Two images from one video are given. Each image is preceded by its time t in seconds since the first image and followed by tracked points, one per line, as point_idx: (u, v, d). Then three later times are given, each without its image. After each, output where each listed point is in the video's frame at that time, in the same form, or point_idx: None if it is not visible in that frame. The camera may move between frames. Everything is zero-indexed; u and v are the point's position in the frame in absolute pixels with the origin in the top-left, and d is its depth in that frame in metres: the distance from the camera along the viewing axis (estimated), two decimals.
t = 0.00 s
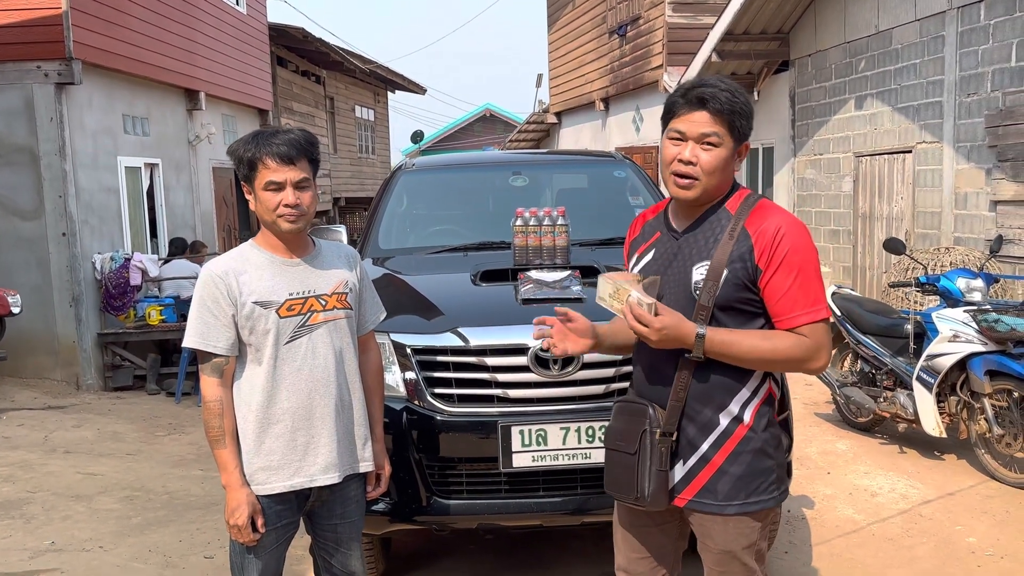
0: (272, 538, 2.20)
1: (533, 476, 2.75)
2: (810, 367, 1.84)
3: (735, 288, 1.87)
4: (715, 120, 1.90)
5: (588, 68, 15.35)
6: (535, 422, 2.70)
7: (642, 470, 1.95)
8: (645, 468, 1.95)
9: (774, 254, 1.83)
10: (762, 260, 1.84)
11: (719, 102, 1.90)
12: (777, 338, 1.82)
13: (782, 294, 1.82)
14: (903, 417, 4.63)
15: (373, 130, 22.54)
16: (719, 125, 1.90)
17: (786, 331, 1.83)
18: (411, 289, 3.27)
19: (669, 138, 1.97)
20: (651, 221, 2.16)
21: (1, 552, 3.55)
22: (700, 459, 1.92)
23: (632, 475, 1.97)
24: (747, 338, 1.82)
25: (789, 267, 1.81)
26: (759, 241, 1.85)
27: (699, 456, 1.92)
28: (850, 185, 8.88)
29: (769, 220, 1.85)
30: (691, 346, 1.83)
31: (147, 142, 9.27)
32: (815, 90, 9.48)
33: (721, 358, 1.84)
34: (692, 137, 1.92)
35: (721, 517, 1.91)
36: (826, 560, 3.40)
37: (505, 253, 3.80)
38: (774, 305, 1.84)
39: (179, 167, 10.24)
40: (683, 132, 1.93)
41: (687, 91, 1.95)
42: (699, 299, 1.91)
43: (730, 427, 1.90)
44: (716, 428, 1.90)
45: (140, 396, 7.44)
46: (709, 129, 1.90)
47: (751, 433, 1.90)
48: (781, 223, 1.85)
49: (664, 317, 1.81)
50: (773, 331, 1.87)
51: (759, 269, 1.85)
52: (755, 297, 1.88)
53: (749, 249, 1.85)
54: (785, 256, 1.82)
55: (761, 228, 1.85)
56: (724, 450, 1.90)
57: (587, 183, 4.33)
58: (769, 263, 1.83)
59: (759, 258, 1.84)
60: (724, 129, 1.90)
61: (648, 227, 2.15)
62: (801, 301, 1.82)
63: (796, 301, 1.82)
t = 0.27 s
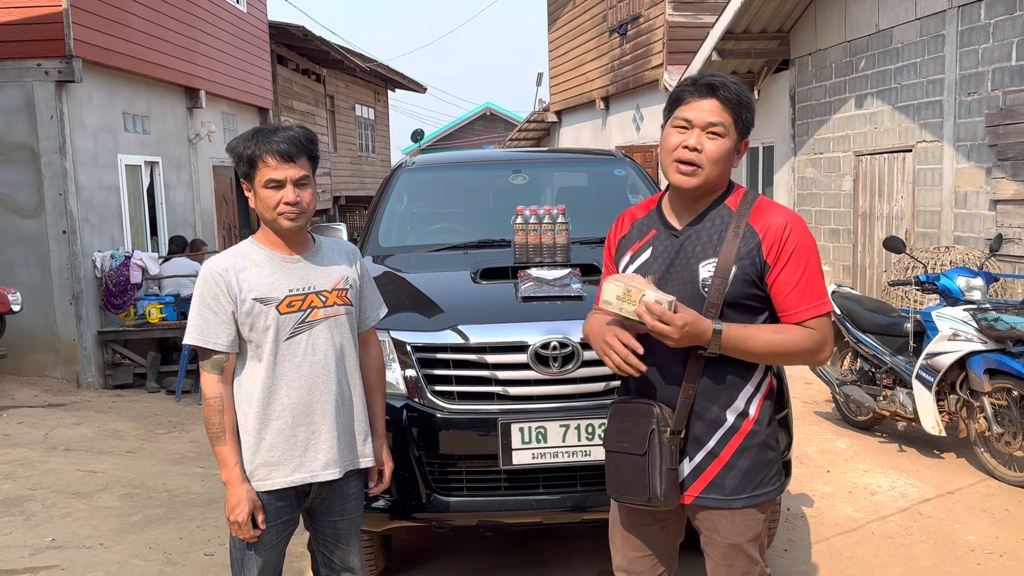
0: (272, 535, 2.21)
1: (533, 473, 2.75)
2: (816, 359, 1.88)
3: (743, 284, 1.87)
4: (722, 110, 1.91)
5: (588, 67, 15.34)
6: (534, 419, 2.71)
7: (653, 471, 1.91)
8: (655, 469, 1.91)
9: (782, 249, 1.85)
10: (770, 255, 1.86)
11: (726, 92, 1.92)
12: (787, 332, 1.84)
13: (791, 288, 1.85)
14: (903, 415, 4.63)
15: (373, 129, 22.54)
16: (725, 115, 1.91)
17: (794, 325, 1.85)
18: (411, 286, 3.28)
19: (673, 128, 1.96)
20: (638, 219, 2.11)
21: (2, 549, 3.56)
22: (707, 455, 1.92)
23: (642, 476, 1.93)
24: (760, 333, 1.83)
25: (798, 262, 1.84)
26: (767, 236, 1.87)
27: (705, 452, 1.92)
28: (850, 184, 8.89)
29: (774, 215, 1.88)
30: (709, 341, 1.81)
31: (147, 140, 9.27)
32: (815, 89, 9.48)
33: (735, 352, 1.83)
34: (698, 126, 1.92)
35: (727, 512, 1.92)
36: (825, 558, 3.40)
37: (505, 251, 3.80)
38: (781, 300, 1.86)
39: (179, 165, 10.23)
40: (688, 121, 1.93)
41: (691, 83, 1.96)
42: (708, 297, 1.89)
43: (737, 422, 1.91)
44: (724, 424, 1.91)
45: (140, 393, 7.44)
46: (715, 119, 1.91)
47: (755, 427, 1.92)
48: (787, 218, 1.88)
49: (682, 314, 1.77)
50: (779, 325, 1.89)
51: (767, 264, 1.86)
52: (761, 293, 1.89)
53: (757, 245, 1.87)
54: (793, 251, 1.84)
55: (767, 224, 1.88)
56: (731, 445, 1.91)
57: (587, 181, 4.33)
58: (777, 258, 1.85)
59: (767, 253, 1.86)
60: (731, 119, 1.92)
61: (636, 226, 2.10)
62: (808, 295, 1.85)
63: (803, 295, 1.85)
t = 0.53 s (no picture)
0: (274, 531, 2.20)
1: (534, 471, 2.75)
2: (815, 348, 1.97)
3: (756, 278, 1.91)
4: (719, 124, 1.90)
5: (588, 66, 15.33)
6: (535, 418, 2.71)
7: (679, 471, 1.89)
8: (682, 468, 1.89)
9: (789, 243, 1.92)
10: (778, 249, 1.92)
11: (727, 105, 1.90)
12: (796, 322, 1.91)
13: (796, 281, 1.92)
14: (904, 414, 4.64)
15: (373, 128, 22.53)
16: (723, 127, 1.90)
17: (800, 316, 1.92)
18: (413, 284, 3.28)
19: (672, 141, 1.93)
20: (631, 216, 2.03)
21: (3, 546, 3.56)
22: (722, 448, 1.95)
23: (668, 477, 1.90)
24: (779, 324, 1.89)
25: (803, 255, 1.92)
26: (775, 231, 1.92)
27: (720, 445, 1.95)
28: (851, 183, 8.88)
29: (776, 211, 1.94)
30: (740, 336, 1.84)
31: (147, 138, 9.26)
32: (816, 88, 9.48)
33: (759, 348, 1.88)
34: (698, 141, 1.90)
35: (742, 504, 1.96)
36: (826, 556, 3.40)
37: (507, 249, 3.81)
38: (786, 292, 1.93)
39: (179, 163, 10.23)
40: (689, 134, 1.90)
41: (686, 88, 1.93)
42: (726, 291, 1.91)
43: (748, 415, 1.95)
44: (737, 416, 1.95)
45: (140, 391, 7.44)
46: (715, 133, 1.89)
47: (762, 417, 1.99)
48: (790, 214, 1.95)
49: (725, 312, 1.79)
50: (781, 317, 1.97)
51: (775, 257, 1.92)
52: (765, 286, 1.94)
53: (766, 240, 1.91)
54: (798, 245, 1.92)
55: (772, 218, 1.93)
56: (744, 436, 1.96)
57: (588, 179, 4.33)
58: (785, 252, 1.91)
59: (776, 247, 1.92)
60: (731, 133, 1.92)
61: (630, 223, 2.01)
62: (810, 287, 1.94)
63: (806, 288, 1.93)
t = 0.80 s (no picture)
0: (274, 529, 2.20)
1: (534, 470, 2.75)
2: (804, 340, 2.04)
3: (755, 275, 1.94)
4: (724, 119, 1.91)
5: (588, 64, 15.33)
6: (536, 417, 2.71)
7: (694, 472, 1.88)
8: (697, 469, 1.88)
9: (782, 240, 1.96)
10: (773, 246, 1.95)
11: (730, 101, 1.91)
12: (790, 317, 1.97)
13: (788, 277, 1.97)
14: (903, 413, 4.64)
15: (373, 126, 22.52)
16: (726, 123, 1.91)
17: (792, 311, 1.98)
18: (413, 283, 3.28)
19: (675, 137, 1.91)
20: (624, 216, 1.98)
21: (2, 545, 3.55)
22: (728, 445, 1.95)
23: (682, 479, 1.88)
24: (777, 321, 1.93)
25: (794, 251, 1.97)
26: (770, 228, 1.95)
27: (726, 443, 1.95)
28: (851, 182, 8.88)
29: (767, 208, 1.97)
30: (752, 340, 1.87)
31: (147, 136, 9.25)
32: (816, 87, 9.47)
33: (764, 347, 1.91)
34: (702, 136, 1.89)
35: (749, 498, 1.97)
36: (826, 555, 3.40)
37: (507, 247, 3.80)
38: (777, 288, 1.98)
39: (179, 161, 10.22)
40: (694, 130, 1.89)
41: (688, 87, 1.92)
42: (730, 289, 1.91)
43: (750, 409, 1.98)
44: (741, 412, 1.96)
45: (140, 390, 7.44)
46: (719, 129, 1.90)
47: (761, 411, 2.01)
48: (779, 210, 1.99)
49: (743, 321, 1.81)
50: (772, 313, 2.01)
51: (771, 253, 1.95)
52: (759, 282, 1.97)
53: (763, 237, 1.94)
54: (790, 241, 1.96)
55: (765, 215, 1.96)
56: (748, 431, 1.97)
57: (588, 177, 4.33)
58: (779, 249, 1.95)
59: (771, 244, 1.95)
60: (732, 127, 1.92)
61: (624, 223, 1.97)
62: (800, 282, 1.99)
63: (797, 283, 1.98)
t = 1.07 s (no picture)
0: (275, 529, 2.20)
1: (534, 469, 2.75)
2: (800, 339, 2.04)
3: (753, 275, 1.93)
4: (720, 117, 1.90)
5: (587, 63, 15.32)
6: (536, 416, 2.70)
7: (694, 472, 1.88)
8: (697, 469, 1.88)
9: (781, 240, 1.96)
10: (772, 245, 1.95)
11: (726, 99, 1.90)
12: (786, 317, 1.97)
13: (785, 276, 1.97)
14: (903, 412, 4.64)
15: (372, 125, 22.51)
16: (722, 121, 1.90)
17: (788, 310, 1.98)
18: (412, 282, 3.27)
19: (672, 135, 1.91)
20: (622, 216, 1.98)
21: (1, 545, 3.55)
22: (728, 444, 1.95)
23: (682, 479, 1.88)
24: (774, 320, 1.93)
25: (792, 250, 1.97)
26: (767, 227, 1.95)
27: (725, 442, 1.95)
28: (850, 181, 8.88)
29: (765, 207, 1.97)
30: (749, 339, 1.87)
31: (146, 135, 9.24)
32: (815, 86, 9.47)
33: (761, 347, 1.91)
34: (699, 134, 1.89)
35: (747, 497, 1.97)
36: (825, 554, 3.40)
37: (506, 247, 3.79)
38: (775, 287, 1.98)
39: (178, 160, 10.21)
40: (689, 129, 1.89)
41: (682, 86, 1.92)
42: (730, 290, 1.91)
43: (749, 408, 1.98)
44: (740, 410, 1.96)
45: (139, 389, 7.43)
46: (715, 126, 1.89)
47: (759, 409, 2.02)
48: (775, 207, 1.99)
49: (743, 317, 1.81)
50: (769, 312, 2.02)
51: (769, 253, 1.95)
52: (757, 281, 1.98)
53: (761, 237, 1.94)
54: (788, 240, 1.96)
55: (763, 214, 1.96)
56: (747, 429, 1.98)
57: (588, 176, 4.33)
58: (777, 248, 1.95)
59: (770, 243, 1.95)
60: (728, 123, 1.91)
61: (621, 223, 1.96)
62: (797, 282, 2.00)
63: (793, 283, 1.99)
